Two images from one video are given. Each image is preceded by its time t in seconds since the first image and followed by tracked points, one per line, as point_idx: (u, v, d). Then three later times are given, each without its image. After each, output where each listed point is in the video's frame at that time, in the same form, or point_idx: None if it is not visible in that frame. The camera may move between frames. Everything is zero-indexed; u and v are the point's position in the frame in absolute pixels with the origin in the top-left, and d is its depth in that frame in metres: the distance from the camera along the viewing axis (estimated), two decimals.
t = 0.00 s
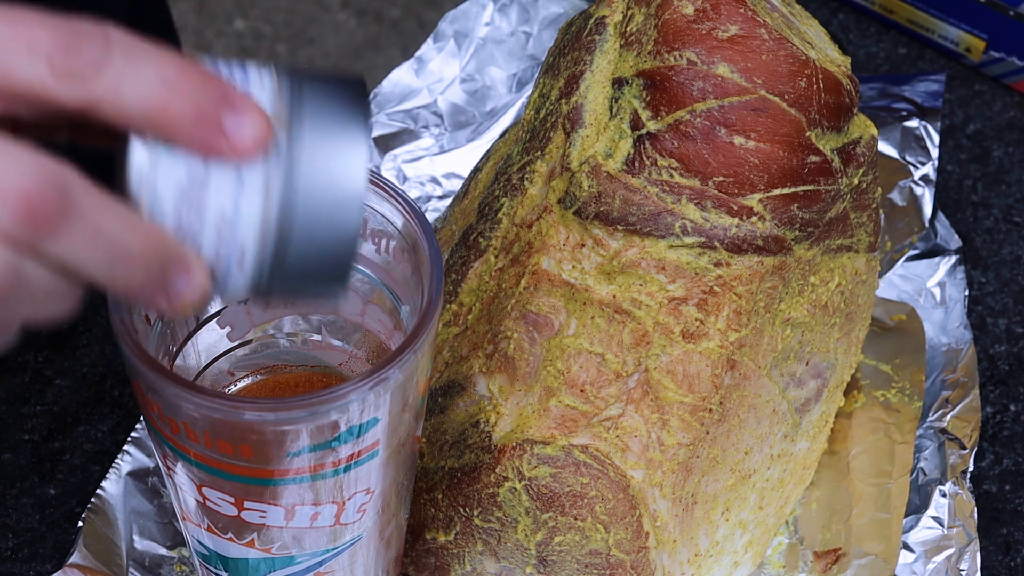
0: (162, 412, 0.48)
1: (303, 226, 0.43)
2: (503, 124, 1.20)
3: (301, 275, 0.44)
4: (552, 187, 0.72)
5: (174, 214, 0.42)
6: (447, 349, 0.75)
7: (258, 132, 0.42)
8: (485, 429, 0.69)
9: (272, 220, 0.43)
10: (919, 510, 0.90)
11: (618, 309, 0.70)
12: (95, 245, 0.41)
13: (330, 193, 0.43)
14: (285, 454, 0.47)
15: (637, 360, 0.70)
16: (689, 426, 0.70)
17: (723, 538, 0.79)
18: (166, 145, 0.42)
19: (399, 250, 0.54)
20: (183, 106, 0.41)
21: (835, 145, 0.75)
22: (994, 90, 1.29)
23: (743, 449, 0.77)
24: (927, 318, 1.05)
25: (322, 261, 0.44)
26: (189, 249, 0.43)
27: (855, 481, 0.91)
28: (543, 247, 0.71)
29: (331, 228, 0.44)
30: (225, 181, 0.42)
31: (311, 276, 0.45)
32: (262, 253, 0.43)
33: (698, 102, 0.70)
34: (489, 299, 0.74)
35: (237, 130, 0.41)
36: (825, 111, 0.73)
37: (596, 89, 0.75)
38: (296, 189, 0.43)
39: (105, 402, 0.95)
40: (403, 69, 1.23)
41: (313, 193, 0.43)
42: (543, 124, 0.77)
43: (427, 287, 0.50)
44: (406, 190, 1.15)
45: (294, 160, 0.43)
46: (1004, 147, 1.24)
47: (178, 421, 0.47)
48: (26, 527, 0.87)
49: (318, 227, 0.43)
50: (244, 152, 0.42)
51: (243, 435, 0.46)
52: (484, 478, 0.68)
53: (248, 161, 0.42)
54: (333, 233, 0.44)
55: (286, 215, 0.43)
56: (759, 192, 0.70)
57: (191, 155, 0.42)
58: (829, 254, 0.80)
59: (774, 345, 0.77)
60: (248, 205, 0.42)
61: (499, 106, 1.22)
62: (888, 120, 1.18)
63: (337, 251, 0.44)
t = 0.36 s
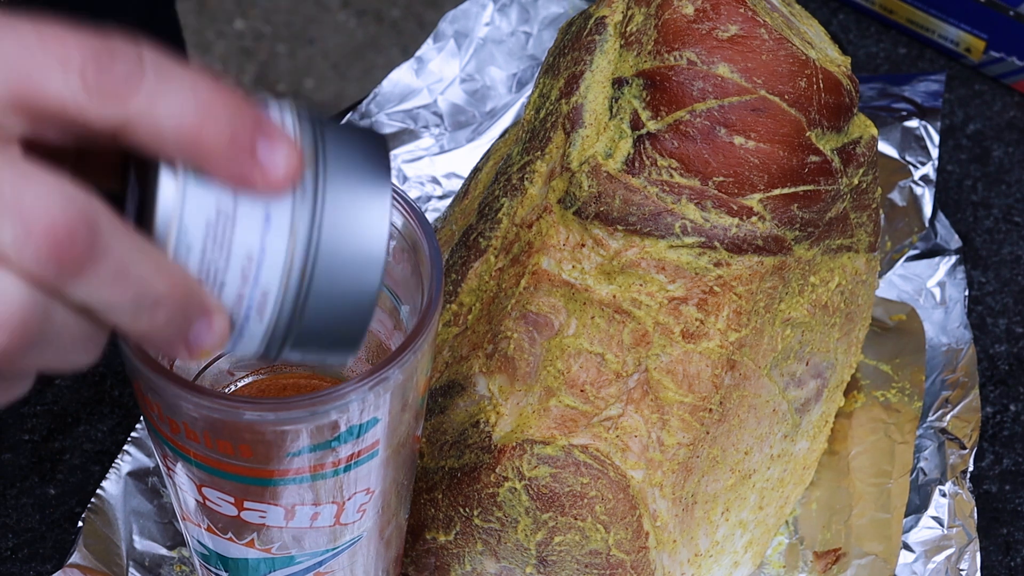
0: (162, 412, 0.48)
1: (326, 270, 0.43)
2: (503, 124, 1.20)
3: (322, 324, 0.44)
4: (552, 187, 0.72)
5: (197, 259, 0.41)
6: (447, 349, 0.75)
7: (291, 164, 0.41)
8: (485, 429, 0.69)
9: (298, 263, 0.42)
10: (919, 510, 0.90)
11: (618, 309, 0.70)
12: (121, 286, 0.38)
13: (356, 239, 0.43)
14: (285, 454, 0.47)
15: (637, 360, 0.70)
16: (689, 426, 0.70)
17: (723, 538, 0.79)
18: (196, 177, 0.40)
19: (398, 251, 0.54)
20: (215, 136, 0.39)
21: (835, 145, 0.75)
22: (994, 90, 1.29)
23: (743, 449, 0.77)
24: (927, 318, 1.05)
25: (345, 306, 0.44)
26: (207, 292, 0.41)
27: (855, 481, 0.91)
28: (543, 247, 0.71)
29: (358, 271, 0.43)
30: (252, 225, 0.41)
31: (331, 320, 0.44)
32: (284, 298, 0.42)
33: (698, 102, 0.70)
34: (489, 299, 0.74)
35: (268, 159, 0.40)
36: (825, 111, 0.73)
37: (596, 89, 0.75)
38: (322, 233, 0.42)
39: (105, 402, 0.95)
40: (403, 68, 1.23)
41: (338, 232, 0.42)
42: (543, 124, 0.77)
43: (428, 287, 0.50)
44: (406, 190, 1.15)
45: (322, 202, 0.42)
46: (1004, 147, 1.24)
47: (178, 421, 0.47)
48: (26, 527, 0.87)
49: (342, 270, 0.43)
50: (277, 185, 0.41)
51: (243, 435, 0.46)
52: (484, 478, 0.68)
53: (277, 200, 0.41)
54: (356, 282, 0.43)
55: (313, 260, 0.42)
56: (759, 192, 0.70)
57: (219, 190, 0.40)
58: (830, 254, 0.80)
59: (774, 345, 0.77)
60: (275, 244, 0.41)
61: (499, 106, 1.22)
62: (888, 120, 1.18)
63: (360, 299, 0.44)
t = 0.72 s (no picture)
0: (162, 412, 0.48)
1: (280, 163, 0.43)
2: (503, 124, 1.20)
3: (235, 78, 0.48)
4: (551, 187, 0.72)
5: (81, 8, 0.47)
6: (447, 349, 0.75)
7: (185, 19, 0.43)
8: (485, 429, 0.69)
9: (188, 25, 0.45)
10: (919, 510, 0.90)
11: (618, 309, 0.70)
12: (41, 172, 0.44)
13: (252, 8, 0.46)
14: (285, 454, 0.47)
15: (637, 360, 0.70)
16: (688, 426, 0.70)
17: (723, 538, 0.79)
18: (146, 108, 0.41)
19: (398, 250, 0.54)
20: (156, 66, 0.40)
21: (835, 145, 0.75)
22: (995, 90, 1.29)
23: (743, 449, 0.77)
24: (927, 318, 1.05)
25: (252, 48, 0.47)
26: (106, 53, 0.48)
27: (855, 481, 0.91)
28: (543, 247, 0.71)
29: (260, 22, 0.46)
30: None
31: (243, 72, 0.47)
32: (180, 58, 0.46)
33: (698, 102, 0.70)
34: (488, 299, 0.74)
35: None
36: (825, 111, 0.73)
37: (595, 89, 0.75)
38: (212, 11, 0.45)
39: (106, 402, 0.95)
40: (404, 69, 1.23)
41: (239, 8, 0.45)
42: (543, 124, 0.77)
43: (427, 287, 0.50)
44: (406, 190, 1.15)
45: None
46: (1004, 147, 1.24)
47: (178, 422, 0.47)
48: (26, 527, 0.87)
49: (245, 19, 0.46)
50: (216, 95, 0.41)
51: (243, 435, 0.46)
52: (484, 478, 0.68)
53: None
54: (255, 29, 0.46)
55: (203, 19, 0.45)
56: (759, 192, 0.70)
57: None
58: (830, 254, 0.80)
59: (774, 345, 0.77)
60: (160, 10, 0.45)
61: (499, 106, 1.23)
62: (888, 120, 1.18)
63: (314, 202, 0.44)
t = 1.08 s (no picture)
0: (162, 412, 0.48)
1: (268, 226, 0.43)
2: (503, 124, 1.20)
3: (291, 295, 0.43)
4: (552, 187, 0.72)
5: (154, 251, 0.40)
6: (447, 349, 0.75)
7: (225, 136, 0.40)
8: (485, 429, 0.69)
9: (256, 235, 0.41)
10: (919, 510, 0.90)
11: (618, 309, 0.70)
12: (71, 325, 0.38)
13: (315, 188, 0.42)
14: (285, 454, 0.47)
15: (637, 360, 0.70)
16: (688, 426, 0.70)
17: (723, 538, 0.79)
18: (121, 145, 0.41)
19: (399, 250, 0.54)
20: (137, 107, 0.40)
21: (834, 145, 0.75)
22: (994, 90, 1.29)
23: (743, 450, 0.77)
24: (927, 318, 1.05)
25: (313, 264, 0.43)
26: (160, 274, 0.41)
27: (855, 481, 0.91)
28: (543, 247, 0.71)
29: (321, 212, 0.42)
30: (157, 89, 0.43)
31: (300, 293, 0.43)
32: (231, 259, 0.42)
33: (698, 102, 0.70)
34: (489, 299, 0.74)
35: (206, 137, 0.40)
36: (825, 111, 0.73)
37: (595, 89, 0.75)
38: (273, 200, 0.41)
39: (105, 402, 0.95)
40: (404, 69, 1.23)
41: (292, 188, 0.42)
42: (543, 124, 0.77)
43: (427, 287, 0.50)
44: (406, 190, 1.15)
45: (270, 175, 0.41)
46: (1004, 147, 1.24)
47: (178, 421, 0.47)
48: (26, 527, 0.87)
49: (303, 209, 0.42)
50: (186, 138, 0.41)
51: (243, 435, 0.46)
52: (484, 478, 0.68)
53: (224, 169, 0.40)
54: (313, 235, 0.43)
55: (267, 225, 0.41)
56: (759, 192, 0.70)
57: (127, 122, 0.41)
58: (830, 254, 0.80)
59: (774, 345, 0.77)
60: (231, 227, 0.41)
61: (499, 107, 1.23)
62: (888, 120, 1.18)
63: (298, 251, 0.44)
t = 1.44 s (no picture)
0: (162, 412, 0.48)
1: (223, 108, 0.39)
2: (503, 124, 1.20)
3: (236, 162, 0.40)
4: (552, 187, 0.72)
5: (89, 100, 0.40)
6: (447, 349, 0.75)
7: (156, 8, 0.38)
8: (485, 429, 0.69)
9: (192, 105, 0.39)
10: (919, 510, 0.90)
11: (618, 309, 0.70)
12: (10, 153, 0.40)
13: (252, 42, 0.38)
14: (285, 454, 0.47)
15: (637, 360, 0.70)
16: (688, 426, 0.70)
17: (723, 538, 0.79)
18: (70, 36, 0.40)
19: (399, 250, 0.54)
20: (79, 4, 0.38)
21: (835, 145, 0.75)
22: (994, 90, 1.29)
23: (743, 449, 0.77)
24: (927, 318, 1.05)
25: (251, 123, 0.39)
26: (112, 143, 0.41)
27: (855, 481, 0.91)
28: (543, 247, 0.71)
29: (265, 72, 0.39)
30: (135, 61, 0.39)
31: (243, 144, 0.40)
32: (188, 136, 0.40)
33: (698, 102, 0.70)
34: (489, 299, 0.74)
35: (134, 7, 0.38)
36: (825, 111, 0.73)
37: (595, 89, 0.75)
38: (211, 74, 0.38)
39: (105, 402, 0.95)
40: (403, 69, 1.23)
41: (236, 63, 0.38)
42: (543, 124, 0.77)
43: (427, 287, 0.50)
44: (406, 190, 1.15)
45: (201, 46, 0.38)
46: (1004, 147, 1.24)
47: (178, 421, 0.47)
48: (26, 527, 0.87)
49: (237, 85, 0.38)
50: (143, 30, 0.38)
51: (243, 435, 0.46)
52: (484, 478, 0.68)
53: (154, 31, 0.38)
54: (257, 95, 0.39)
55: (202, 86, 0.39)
56: (759, 192, 0.70)
57: (92, 38, 0.39)
58: (829, 254, 0.80)
59: (774, 345, 0.77)
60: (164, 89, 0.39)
61: (499, 106, 1.23)
62: (888, 120, 1.18)
63: (262, 127, 0.39)
